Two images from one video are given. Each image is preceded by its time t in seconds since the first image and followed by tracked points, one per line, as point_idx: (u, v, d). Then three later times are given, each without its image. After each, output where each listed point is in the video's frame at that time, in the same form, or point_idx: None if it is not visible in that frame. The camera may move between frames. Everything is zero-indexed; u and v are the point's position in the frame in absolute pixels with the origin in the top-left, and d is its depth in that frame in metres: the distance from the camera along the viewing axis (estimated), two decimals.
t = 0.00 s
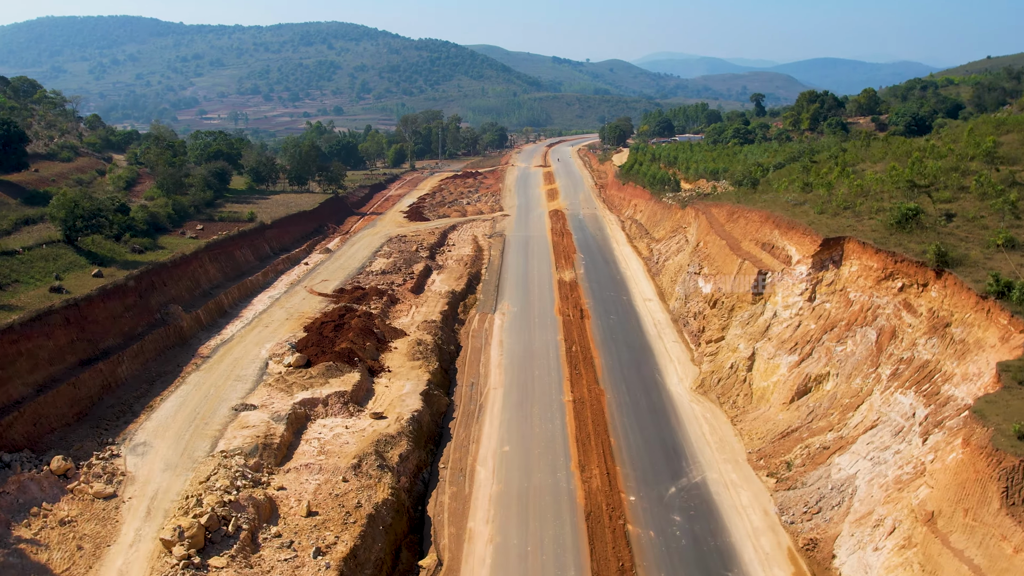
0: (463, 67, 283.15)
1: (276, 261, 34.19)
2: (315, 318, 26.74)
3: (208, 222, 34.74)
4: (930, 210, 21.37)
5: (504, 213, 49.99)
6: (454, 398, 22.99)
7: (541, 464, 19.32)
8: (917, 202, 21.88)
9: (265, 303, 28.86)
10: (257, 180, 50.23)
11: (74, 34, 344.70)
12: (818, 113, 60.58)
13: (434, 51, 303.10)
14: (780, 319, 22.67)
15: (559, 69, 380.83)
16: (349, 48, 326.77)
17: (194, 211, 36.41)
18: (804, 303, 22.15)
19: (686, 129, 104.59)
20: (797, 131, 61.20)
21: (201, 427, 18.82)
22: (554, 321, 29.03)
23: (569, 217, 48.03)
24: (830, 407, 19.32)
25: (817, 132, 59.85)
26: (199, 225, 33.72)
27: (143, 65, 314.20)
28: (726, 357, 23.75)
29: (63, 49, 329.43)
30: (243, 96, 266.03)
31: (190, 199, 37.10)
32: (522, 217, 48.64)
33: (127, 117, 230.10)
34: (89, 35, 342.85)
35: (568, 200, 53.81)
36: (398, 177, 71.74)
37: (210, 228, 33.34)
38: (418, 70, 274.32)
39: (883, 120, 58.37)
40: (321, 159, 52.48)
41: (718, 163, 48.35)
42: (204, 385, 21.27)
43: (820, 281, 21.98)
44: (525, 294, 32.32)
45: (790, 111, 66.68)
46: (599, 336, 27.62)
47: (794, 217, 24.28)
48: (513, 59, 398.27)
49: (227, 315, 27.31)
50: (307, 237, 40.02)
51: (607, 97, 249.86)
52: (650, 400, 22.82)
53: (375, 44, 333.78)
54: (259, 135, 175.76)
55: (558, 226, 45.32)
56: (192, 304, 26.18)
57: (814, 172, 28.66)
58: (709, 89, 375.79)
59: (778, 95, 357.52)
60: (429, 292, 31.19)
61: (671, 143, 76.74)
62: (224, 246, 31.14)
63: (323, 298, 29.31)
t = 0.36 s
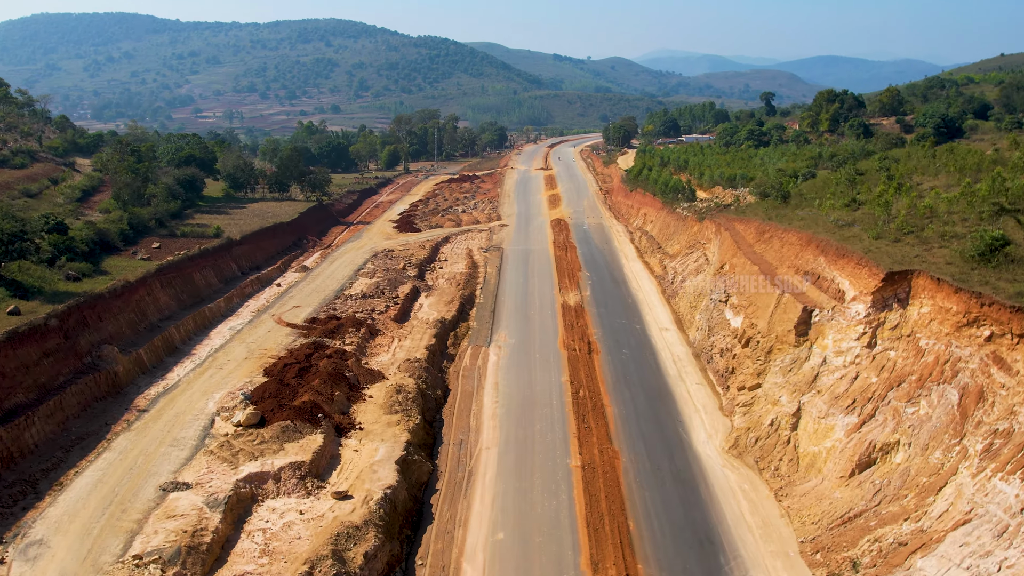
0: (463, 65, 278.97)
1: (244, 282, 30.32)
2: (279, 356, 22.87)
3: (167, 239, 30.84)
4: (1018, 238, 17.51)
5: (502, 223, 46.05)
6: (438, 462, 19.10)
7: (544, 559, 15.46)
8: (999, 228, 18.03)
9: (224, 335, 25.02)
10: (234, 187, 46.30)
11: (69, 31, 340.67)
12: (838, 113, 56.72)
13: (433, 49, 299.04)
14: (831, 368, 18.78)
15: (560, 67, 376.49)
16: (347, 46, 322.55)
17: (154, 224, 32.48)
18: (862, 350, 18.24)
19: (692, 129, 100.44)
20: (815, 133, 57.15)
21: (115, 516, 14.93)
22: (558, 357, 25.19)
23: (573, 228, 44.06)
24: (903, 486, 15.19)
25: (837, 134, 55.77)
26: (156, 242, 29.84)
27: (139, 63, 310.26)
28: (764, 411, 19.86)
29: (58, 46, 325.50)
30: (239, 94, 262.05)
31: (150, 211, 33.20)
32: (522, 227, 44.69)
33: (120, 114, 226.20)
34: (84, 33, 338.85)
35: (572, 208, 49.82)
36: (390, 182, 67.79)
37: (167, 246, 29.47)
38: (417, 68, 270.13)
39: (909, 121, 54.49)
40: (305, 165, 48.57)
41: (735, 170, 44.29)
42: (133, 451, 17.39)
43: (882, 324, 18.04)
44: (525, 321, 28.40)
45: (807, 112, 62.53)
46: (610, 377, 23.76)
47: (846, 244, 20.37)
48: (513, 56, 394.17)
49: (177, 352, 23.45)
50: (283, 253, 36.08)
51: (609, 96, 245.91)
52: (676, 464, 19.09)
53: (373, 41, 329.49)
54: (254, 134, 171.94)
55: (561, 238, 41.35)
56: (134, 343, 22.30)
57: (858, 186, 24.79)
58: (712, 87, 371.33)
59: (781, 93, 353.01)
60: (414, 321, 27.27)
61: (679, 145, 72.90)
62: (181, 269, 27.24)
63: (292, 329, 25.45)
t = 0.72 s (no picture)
0: (463, 62, 274.99)
1: (208, 310, 26.61)
2: (236, 410, 19.17)
3: (122, 261, 27.20)
4: None
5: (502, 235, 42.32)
6: (423, 557, 15.33)
7: None
8: None
9: (177, 380, 21.33)
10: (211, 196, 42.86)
11: (65, 28, 337.09)
12: (863, 115, 52.95)
13: (433, 46, 295.27)
14: (911, 440, 14.82)
15: (562, 65, 372.21)
16: (347, 44, 318.58)
17: (110, 242, 28.82)
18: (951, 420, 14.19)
19: (700, 129, 96.71)
20: (838, 136, 53.46)
21: None
22: (569, 405, 21.44)
23: (580, 241, 40.30)
24: None
25: (861, 137, 52.15)
26: (107, 266, 26.14)
27: (136, 61, 306.65)
28: (826, 490, 15.99)
29: (54, 44, 322.07)
30: (237, 93, 258.43)
31: (106, 227, 29.53)
32: (525, 239, 40.96)
33: (115, 112, 222.49)
34: (81, 30, 335.34)
35: (578, 217, 46.07)
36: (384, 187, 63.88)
37: (119, 270, 25.77)
38: (417, 65, 266.36)
39: (941, 123, 50.70)
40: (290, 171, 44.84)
41: (758, 178, 40.48)
42: (30, 554, 13.60)
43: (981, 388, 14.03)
44: (529, 357, 24.68)
45: (828, 112, 58.76)
46: (630, 432, 20.04)
47: (925, 283, 16.59)
48: (514, 54, 390.10)
49: (115, 404, 19.72)
50: (258, 272, 32.38)
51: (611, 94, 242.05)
52: (719, 558, 15.43)
53: (373, 39, 325.47)
54: (250, 134, 168.47)
55: (567, 254, 37.61)
56: (61, 396, 18.55)
57: (921, 205, 21.08)
58: (715, 85, 366.83)
59: (786, 91, 348.34)
60: (400, 359, 23.57)
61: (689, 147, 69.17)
62: (132, 298, 23.52)
63: (255, 371, 21.73)
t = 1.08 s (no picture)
0: (464, 60, 270.83)
1: (171, 346, 22.97)
2: (187, 488, 15.53)
3: (72, 290, 23.58)
4: None
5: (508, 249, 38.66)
6: None
7: None
8: None
9: (122, 442, 17.72)
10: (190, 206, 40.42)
11: (61, 27, 333.54)
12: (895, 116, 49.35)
13: (433, 44, 291.68)
14: None
15: (563, 63, 367.73)
16: (346, 41, 314.49)
17: (61, 265, 25.21)
18: None
19: (710, 130, 93.25)
20: (867, 139, 49.39)
21: None
22: (595, 471, 17.82)
23: (594, 256, 36.64)
24: None
25: (894, 141, 48.14)
26: (52, 297, 22.52)
27: (132, 59, 302.86)
28: None
29: (49, 42, 317.97)
30: (234, 92, 254.75)
31: (57, 248, 25.92)
32: (533, 254, 37.32)
33: (110, 112, 218.68)
34: (77, 28, 331.63)
35: (590, 228, 42.40)
36: (381, 195, 60.30)
37: (65, 303, 22.15)
38: (417, 63, 262.59)
39: (979, 125, 47.05)
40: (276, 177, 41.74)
41: (789, 186, 36.63)
42: None
43: None
44: (543, 405, 21.06)
45: (854, 112, 54.62)
46: (670, 511, 16.36)
47: None
48: (515, 53, 386.37)
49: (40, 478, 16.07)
50: (234, 296, 28.78)
51: (614, 92, 238.52)
52: None
53: (372, 36, 321.22)
54: (246, 134, 164.84)
55: (581, 272, 33.99)
56: None
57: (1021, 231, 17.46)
58: (719, 83, 361.98)
59: (791, 90, 343.42)
60: (392, 411, 19.96)
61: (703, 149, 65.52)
62: (75, 339, 19.89)
63: (217, 430, 18.11)
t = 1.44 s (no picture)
0: (463, 60, 266.99)
1: (123, 399, 19.30)
2: None
3: (8, 330, 19.97)
4: None
5: (517, 272, 35.16)
6: None
7: None
8: None
9: (47, 539, 14.14)
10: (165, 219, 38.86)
11: (57, 26, 329.50)
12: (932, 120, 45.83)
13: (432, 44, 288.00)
14: None
15: (564, 62, 363.61)
16: (345, 41, 310.80)
17: (1, 298, 21.64)
18: None
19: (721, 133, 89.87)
20: (902, 144, 44.41)
21: None
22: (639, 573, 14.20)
23: (612, 279, 33.13)
24: None
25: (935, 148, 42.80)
26: None
27: (128, 58, 299.37)
28: None
29: (44, 41, 313.69)
30: (231, 91, 251.38)
31: None
32: (544, 278, 33.87)
33: (104, 111, 214.95)
34: (72, 27, 327.58)
35: (605, 245, 38.93)
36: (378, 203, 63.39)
37: None
38: (416, 63, 258.69)
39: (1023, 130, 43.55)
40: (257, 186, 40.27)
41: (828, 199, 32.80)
42: None
43: None
44: (569, 475, 17.53)
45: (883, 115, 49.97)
46: None
47: None
48: (515, 52, 382.50)
49: None
50: (207, 331, 25.20)
51: (616, 93, 234.92)
52: None
53: (371, 36, 317.49)
54: (242, 135, 161.44)
55: (599, 300, 30.53)
56: None
57: None
58: (722, 83, 357.60)
59: (794, 89, 338.80)
60: (386, 488, 16.39)
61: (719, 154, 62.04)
62: None
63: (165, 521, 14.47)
